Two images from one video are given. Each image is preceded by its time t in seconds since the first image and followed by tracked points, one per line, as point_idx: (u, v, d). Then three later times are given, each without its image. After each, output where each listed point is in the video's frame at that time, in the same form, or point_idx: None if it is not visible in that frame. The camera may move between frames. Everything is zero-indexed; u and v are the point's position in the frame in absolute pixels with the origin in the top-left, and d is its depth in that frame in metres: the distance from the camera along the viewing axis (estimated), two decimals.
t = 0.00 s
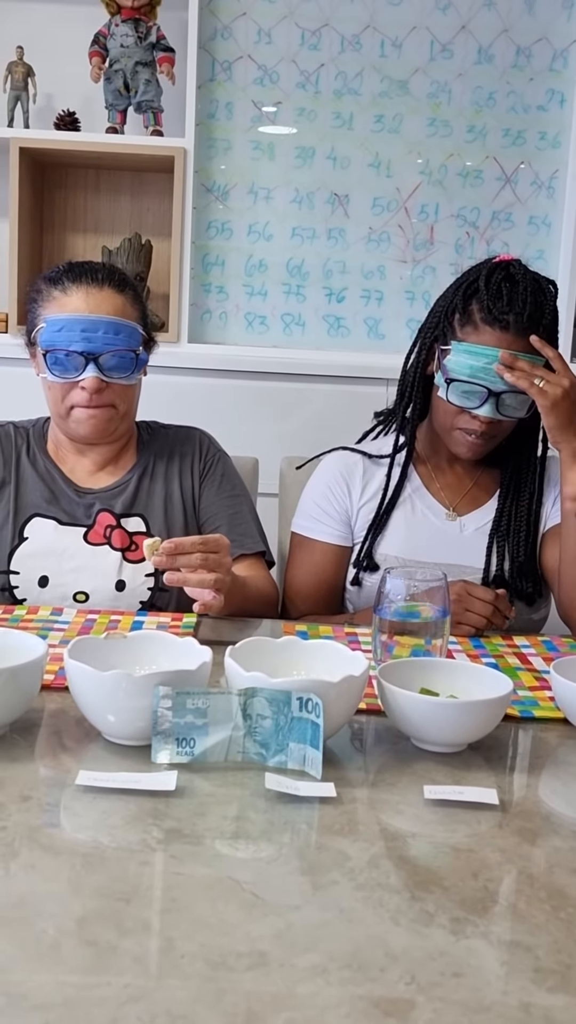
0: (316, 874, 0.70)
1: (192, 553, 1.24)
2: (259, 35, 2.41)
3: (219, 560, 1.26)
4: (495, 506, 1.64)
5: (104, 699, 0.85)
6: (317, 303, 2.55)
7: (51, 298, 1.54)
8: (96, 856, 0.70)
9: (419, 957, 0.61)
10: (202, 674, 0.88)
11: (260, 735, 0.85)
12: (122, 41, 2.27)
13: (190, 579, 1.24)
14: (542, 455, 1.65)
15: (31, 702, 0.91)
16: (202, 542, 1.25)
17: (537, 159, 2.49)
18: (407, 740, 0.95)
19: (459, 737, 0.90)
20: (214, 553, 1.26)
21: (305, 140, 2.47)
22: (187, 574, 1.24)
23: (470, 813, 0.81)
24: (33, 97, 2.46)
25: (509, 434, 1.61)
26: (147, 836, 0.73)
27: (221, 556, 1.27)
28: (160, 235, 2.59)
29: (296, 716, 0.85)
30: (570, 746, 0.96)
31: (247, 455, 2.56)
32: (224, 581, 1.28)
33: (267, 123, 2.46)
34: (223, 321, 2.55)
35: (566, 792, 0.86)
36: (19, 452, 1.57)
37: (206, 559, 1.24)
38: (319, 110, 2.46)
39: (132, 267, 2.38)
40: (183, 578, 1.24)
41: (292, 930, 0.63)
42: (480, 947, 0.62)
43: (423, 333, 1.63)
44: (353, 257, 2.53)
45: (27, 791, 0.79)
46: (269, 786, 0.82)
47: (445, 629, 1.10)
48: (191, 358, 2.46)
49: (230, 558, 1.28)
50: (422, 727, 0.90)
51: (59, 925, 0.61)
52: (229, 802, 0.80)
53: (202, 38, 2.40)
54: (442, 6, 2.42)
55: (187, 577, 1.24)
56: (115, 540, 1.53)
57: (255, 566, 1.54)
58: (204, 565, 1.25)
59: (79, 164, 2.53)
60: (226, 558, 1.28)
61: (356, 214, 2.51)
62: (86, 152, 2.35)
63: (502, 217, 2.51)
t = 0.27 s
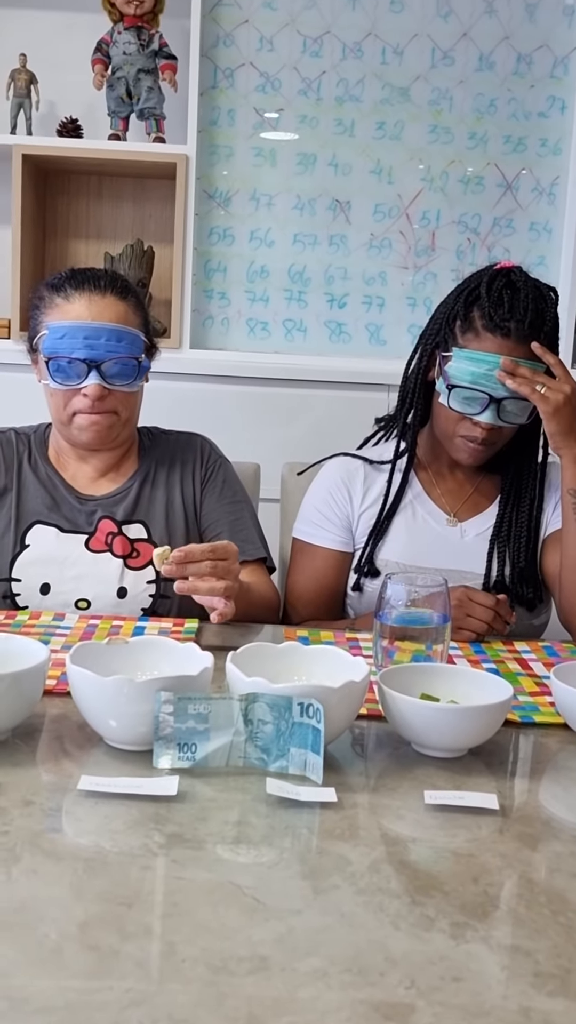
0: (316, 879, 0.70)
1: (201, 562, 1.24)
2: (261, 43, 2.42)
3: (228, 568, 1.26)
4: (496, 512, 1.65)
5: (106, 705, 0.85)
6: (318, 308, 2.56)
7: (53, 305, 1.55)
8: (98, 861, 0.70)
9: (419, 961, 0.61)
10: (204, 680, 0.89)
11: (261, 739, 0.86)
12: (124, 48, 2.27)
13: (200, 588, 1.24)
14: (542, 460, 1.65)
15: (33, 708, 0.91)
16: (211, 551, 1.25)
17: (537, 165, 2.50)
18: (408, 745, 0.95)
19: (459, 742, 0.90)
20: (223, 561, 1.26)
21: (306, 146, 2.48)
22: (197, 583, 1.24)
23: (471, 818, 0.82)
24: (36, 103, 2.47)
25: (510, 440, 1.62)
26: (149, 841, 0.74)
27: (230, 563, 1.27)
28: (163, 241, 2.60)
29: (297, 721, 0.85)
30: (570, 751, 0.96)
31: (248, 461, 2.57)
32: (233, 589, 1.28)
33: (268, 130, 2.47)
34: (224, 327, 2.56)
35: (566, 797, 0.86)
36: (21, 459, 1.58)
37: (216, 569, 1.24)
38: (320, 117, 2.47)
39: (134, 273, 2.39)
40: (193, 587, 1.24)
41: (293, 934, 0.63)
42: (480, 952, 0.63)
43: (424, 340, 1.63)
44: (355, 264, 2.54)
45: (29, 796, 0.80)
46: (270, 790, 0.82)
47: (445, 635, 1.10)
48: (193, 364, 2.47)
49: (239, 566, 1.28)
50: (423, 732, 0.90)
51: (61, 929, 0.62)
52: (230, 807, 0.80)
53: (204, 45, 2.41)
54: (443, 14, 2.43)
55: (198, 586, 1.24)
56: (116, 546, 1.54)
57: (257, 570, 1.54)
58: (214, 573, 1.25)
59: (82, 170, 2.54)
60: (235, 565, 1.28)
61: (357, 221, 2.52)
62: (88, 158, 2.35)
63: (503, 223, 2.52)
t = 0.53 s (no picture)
0: (318, 883, 0.71)
1: (186, 549, 1.26)
2: (262, 50, 2.44)
3: (214, 557, 1.28)
4: (496, 517, 1.65)
5: (109, 711, 0.86)
6: (319, 314, 2.57)
7: (56, 313, 1.56)
8: (102, 865, 0.71)
9: (419, 965, 0.62)
10: (206, 686, 0.89)
11: (263, 744, 0.87)
12: (126, 56, 2.29)
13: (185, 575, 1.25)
14: (542, 466, 1.66)
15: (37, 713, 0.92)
16: (196, 538, 1.27)
17: (537, 172, 2.51)
18: (408, 750, 0.96)
19: (459, 747, 0.91)
20: (209, 550, 1.27)
21: (307, 153, 2.49)
22: (183, 569, 1.26)
23: (471, 822, 0.82)
24: (38, 111, 2.48)
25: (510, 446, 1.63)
26: (152, 845, 0.74)
27: (216, 554, 1.28)
28: (164, 247, 2.61)
29: (299, 727, 0.86)
30: (569, 756, 0.97)
31: (249, 466, 2.58)
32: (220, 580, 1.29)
33: (269, 137, 2.48)
34: (226, 333, 2.57)
35: (565, 801, 0.87)
36: (23, 466, 1.58)
37: (201, 555, 1.26)
38: (321, 124, 2.48)
39: (136, 279, 2.40)
40: (180, 574, 1.25)
41: (294, 938, 0.64)
42: (479, 955, 0.63)
43: (424, 348, 1.64)
44: (356, 269, 2.55)
45: (33, 801, 0.80)
46: (272, 795, 0.83)
47: (446, 639, 1.11)
48: (194, 369, 2.48)
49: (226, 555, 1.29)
50: (423, 737, 0.91)
51: (65, 932, 0.62)
52: (232, 812, 0.81)
53: (205, 53, 2.42)
54: (443, 21, 2.44)
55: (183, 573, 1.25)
56: (118, 553, 1.54)
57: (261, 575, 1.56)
58: (198, 561, 1.26)
59: (83, 177, 2.55)
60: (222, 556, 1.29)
61: (358, 227, 2.53)
62: (91, 165, 2.36)
63: (502, 229, 2.53)
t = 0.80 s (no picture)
0: (321, 887, 0.71)
1: (176, 542, 1.25)
2: (263, 56, 2.44)
3: (204, 550, 1.28)
4: (498, 522, 1.65)
5: (112, 716, 0.86)
6: (321, 319, 2.57)
7: (60, 320, 1.56)
8: (106, 870, 0.71)
9: (422, 969, 0.62)
10: (209, 691, 0.90)
11: (265, 749, 0.87)
12: (128, 63, 2.29)
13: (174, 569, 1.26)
14: (543, 470, 1.66)
15: (40, 719, 0.92)
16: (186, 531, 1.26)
17: (539, 176, 2.51)
18: (411, 754, 0.96)
19: (462, 751, 0.91)
20: (200, 544, 1.28)
21: (309, 158, 2.50)
22: (174, 565, 1.26)
23: (474, 826, 0.82)
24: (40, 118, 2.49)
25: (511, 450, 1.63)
26: (155, 850, 0.75)
27: (207, 548, 1.28)
28: (167, 253, 2.62)
29: (302, 731, 0.86)
30: (572, 760, 0.97)
31: (252, 471, 2.58)
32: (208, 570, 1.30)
33: (271, 142, 2.48)
34: (228, 338, 2.57)
35: (568, 805, 0.87)
36: (25, 473, 1.59)
37: (191, 549, 1.26)
38: (322, 130, 2.48)
39: (138, 285, 2.40)
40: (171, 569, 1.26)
41: (297, 943, 0.64)
42: (482, 959, 0.63)
43: (425, 352, 1.65)
44: (357, 274, 2.55)
45: (36, 806, 0.81)
46: (275, 800, 0.83)
47: (448, 643, 1.11)
48: (197, 375, 2.48)
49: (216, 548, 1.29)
50: (426, 742, 0.91)
51: (69, 937, 0.63)
52: (235, 817, 0.81)
53: (207, 58, 2.43)
54: (443, 27, 2.44)
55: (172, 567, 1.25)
56: (121, 560, 1.54)
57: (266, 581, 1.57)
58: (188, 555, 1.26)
59: (86, 183, 2.56)
60: (213, 548, 1.29)
61: (359, 232, 2.53)
62: (93, 171, 2.37)
63: (504, 233, 2.54)
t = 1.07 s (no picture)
0: (324, 891, 0.71)
1: (196, 575, 1.24)
2: (264, 59, 2.44)
3: (222, 579, 1.27)
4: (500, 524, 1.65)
5: (114, 719, 0.86)
6: (323, 322, 2.57)
7: (60, 323, 1.56)
8: (108, 873, 0.71)
9: (427, 973, 0.61)
10: (211, 694, 0.89)
11: (268, 752, 0.86)
12: (129, 66, 2.30)
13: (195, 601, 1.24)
14: (545, 472, 1.66)
15: (41, 722, 0.92)
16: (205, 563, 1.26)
17: (540, 178, 2.51)
18: (415, 758, 0.96)
19: (465, 754, 0.90)
20: (218, 573, 1.27)
21: (310, 160, 2.49)
22: (193, 596, 1.25)
23: (478, 830, 0.82)
24: (41, 120, 2.49)
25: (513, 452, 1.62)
26: (158, 854, 0.74)
27: (225, 577, 1.28)
28: (168, 255, 2.61)
29: (305, 734, 0.86)
30: None
31: (253, 473, 2.58)
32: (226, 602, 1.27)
33: (273, 145, 2.48)
34: (229, 340, 2.57)
35: (572, 808, 0.86)
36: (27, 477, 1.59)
37: (211, 580, 1.25)
38: (324, 132, 2.49)
39: (140, 288, 2.40)
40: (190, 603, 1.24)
41: (300, 946, 0.63)
42: (487, 964, 0.63)
43: (426, 353, 1.64)
44: (359, 277, 2.55)
45: (38, 809, 0.80)
46: (278, 804, 0.83)
47: (452, 645, 1.11)
48: (198, 377, 2.48)
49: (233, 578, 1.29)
50: (429, 744, 0.91)
51: (71, 941, 0.62)
52: (238, 821, 0.80)
53: (208, 61, 2.43)
54: (445, 29, 2.44)
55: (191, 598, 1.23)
56: (123, 565, 1.55)
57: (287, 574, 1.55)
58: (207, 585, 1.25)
59: (87, 186, 2.56)
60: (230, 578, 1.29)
61: (361, 234, 2.53)
62: (94, 174, 2.37)
63: (506, 236, 2.54)
